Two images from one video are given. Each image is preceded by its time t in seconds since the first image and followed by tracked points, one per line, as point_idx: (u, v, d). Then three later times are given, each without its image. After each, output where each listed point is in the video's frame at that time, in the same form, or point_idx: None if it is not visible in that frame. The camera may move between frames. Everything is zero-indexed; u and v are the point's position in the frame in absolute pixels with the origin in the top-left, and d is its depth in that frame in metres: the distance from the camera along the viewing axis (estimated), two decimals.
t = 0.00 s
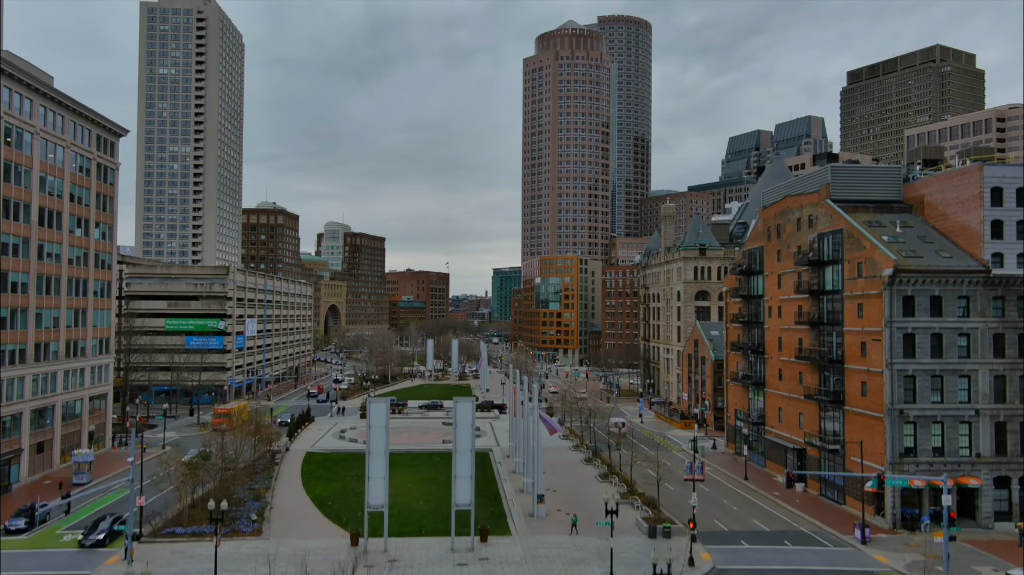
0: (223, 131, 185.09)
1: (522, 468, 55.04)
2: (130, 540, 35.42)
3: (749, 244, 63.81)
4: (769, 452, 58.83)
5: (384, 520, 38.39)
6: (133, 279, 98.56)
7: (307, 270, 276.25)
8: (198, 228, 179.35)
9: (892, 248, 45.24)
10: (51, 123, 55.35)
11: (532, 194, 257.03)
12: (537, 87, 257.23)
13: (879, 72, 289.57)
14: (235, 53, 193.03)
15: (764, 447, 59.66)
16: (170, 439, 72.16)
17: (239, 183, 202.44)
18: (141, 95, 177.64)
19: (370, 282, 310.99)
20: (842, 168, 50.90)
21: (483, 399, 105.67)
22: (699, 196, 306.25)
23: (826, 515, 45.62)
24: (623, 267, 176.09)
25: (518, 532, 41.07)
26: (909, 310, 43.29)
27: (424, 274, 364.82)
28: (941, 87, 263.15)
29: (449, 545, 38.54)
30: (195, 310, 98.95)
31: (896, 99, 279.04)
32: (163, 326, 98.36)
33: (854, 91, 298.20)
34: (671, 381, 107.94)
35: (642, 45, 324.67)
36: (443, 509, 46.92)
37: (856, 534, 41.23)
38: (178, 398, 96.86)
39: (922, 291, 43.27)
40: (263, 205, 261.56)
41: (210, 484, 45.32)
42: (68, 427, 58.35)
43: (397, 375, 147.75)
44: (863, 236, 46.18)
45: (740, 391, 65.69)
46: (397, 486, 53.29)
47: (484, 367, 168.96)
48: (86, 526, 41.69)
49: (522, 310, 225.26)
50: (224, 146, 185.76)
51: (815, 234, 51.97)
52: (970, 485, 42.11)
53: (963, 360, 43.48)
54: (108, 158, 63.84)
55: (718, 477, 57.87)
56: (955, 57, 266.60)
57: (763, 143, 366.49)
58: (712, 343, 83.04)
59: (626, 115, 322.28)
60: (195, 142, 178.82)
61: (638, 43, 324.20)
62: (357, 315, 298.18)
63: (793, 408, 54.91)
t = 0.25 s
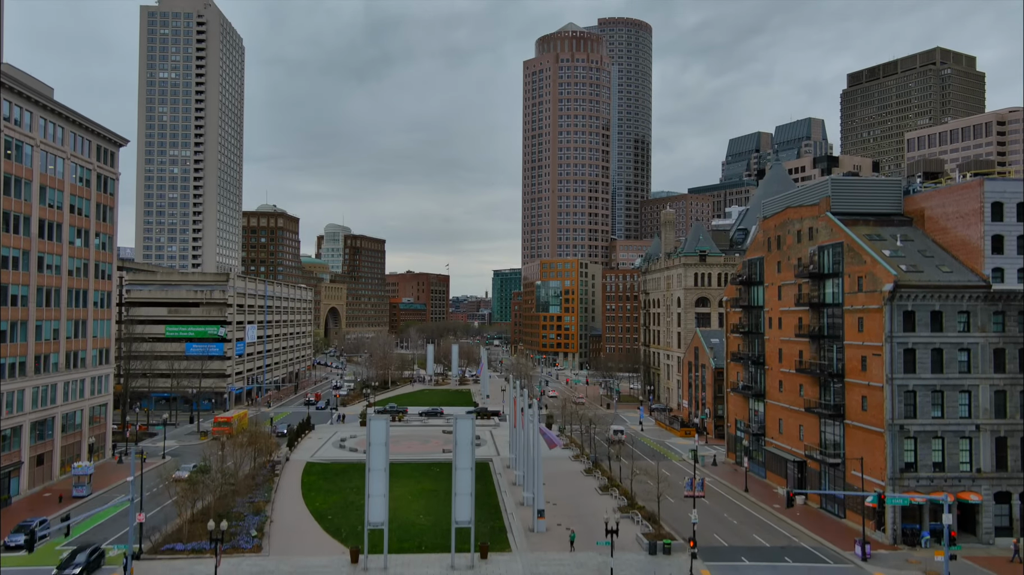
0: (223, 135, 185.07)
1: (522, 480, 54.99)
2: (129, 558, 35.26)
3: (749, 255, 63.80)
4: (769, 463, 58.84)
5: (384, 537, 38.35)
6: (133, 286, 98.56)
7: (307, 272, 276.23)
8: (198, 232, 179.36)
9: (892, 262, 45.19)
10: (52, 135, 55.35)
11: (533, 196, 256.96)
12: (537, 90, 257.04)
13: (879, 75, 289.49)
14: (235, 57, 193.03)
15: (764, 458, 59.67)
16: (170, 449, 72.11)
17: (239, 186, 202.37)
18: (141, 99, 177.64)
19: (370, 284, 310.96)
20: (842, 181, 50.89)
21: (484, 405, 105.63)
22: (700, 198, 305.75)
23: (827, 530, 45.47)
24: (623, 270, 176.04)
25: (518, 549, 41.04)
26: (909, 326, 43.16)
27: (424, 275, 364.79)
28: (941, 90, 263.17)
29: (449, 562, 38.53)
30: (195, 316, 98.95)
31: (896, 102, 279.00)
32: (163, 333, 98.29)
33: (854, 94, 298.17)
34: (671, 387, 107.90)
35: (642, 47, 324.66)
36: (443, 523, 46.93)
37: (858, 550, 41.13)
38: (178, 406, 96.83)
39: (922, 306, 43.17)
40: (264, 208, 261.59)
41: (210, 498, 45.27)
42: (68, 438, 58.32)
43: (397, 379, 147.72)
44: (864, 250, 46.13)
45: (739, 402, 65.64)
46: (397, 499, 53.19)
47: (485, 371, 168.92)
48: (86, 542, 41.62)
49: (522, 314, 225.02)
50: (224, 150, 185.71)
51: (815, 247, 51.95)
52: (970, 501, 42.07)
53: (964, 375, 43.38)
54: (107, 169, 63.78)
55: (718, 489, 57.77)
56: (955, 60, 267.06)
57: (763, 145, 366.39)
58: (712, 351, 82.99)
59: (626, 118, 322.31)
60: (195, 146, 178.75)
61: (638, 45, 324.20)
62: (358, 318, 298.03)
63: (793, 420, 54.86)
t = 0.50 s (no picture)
0: (223, 138, 185.01)
1: (522, 491, 54.95)
2: None
3: (748, 264, 63.82)
4: (769, 473, 58.83)
5: (383, 552, 38.10)
6: (133, 292, 98.50)
7: (307, 274, 276.26)
8: (198, 235, 179.41)
9: (892, 275, 45.14)
10: (52, 145, 55.29)
11: (533, 199, 256.86)
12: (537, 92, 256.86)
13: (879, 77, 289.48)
14: (235, 60, 193.01)
15: (765, 468, 59.68)
16: (170, 457, 72.06)
17: (240, 190, 202.19)
18: (141, 103, 177.60)
19: (370, 286, 311.07)
20: (842, 192, 50.85)
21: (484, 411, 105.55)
22: (701, 200, 305.30)
23: (827, 543, 45.36)
24: (623, 274, 175.97)
25: (518, 562, 41.06)
26: (909, 339, 43.08)
27: (424, 277, 364.89)
28: (941, 92, 263.33)
29: None
30: (195, 322, 98.93)
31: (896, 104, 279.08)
32: (163, 339, 98.24)
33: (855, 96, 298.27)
34: (671, 393, 107.82)
35: (642, 49, 324.60)
36: (443, 536, 46.87)
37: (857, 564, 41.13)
38: (178, 412, 96.86)
39: (922, 320, 43.11)
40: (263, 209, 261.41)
41: (209, 511, 45.14)
42: (68, 447, 58.26)
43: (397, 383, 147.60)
44: (864, 263, 46.06)
45: (739, 410, 65.63)
46: (397, 510, 53.17)
47: (485, 375, 168.86)
48: (86, 557, 41.46)
49: (522, 316, 225.01)
50: (223, 153, 185.55)
51: (815, 258, 51.95)
52: (971, 514, 42.13)
53: (964, 389, 43.33)
54: (108, 177, 63.73)
55: (719, 498, 57.73)
56: (955, 62, 267.60)
57: (763, 146, 366.38)
58: (712, 358, 83.04)
59: (626, 120, 322.24)
60: (195, 149, 178.66)
61: (638, 47, 324.12)
62: (358, 320, 298.23)
63: (794, 431, 54.89)
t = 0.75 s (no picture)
0: (223, 142, 185.00)
1: (522, 504, 54.89)
2: None
3: (749, 274, 63.81)
4: (770, 485, 58.77)
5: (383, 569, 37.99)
6: (134, 299, 98.51)
7: (307, 277, 276.16)
8: (198, 239, 179.41)
9: (892, 289, 45.10)
10: (52, 157, 55.24)
11: (533, 201, 256.65)
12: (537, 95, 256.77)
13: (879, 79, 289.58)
14: (235, 64, 193.05)
15: (765, 479, 59.58)
16: (170, 467, 71.98)
17: (240, 193, 202.11)
18: (141, 107, 177.60)
19: (370, 289, 310.89)
20: (842, 206, 50.83)
21: (484, 418, 105.42)
22: (701, 202, 305.17)
23: (828, 557, 45.28)
24: (623, 278, 175.94)
25: None
26: (909, 355, 43.03)
27: (425, 279, 364.83)
28: (942, 94, 263.47)
29: None
30: (195, 329, 98.91)
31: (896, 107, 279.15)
32: (163, 345, 98.18)
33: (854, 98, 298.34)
34: (672, 399, 107.72)
35: (642, 52, 324.62)
36: (443, 551, 46.82)
37: None
38: (178, 419, 96.82)
39: (923, 335, 43.05)
40: (263, 212, 261.29)
41: (209, 526, 45.05)
42: (68, 459, 58.24)
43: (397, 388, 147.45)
44: (864, 277, 46.02)
45: (739, 420, 65.56)
46: (396, 523, 53.09)
47: (485, 379, 168.77)
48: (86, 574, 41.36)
49: (522, 319, 225.00)
50: (224, 156, 185.50)
51: (816, 270, 51.91)
52: (971, 530, 42.10)
53: (964, 405, 43.29)
54: (108, 188, 63.74)
55: (719, 510, 57.61)
56: (955, 65, 267.75)
57: (763, 148, 366.41)
58: (713, 366, 83.05)
59: (626, 122, 322.22)
60: (195, 153, 178.61)
61: (638, 50, 324.17)
62: (358, 322, 298.12)
63: (794, 443, 54.85)
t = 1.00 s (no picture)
0: (223, 145, 184.89)
1: (522, 514, 54.85)
2: None
3: (749, 283, 63.79)
4: (770, 495, 58.70)
5: None
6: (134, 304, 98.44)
7: (307, 279, 276.05)
8: (198, 242, 179.39)
9: (892, 302, 45.05)
10: (52, 167, 55.26)
11: (533, 204, 256.49)
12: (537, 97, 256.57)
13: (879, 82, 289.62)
14: (236, 67, 193.10)
15: (765, 489, 59.52)
16: (170, 475, 71.91)
17: (240, 196, 202.02)
18: (141, 110, 177.65)
19: (370, 291, 310.72)
20: (842, 217, 50.82)
21: (484, 424, 105.24)
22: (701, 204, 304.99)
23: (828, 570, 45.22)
24: (623, 281, 175.85)
25: None
26: (909, 368, 42.97)
27: (425, 281, 364.77)
28: (942, 97, 263.52)
29: None
30: (195, 335, 98.89)
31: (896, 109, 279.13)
32: (163, 352, 98.22)
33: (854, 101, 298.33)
34: (673, 405, 107.58)
35: (642, 54, 324.58)
36: (443, 563, 46.89)
37: None
38: (177, 425, 96.75)
39: (923, 349, 43.00)
40: (263, 215, 261.19)
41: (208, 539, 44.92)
42: (68, 469, 58.23)
43: (398, 392, 147.13)
44: (865, 289, 46.00)
45: (740, 429, 65.51)
46: (396, 534, 53.05)
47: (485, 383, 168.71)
48: None
49: (523, 322, 224.93)
50: (224, 159, 185.42)
51: (816, 281, 51.89)
52: (971, 544, 42.10)
53: (965, 418, 43.23)
54: (108, 197, 63.67)
55: (719, 520, 57.52)
56: (956, 68, 267.72)
57: (763, 150, 366.49)
58: (714, 373, 82.99)
59: (626, 124, 322.23)
60: (195, 157, 178.53)
61: (638, 52, 324.14)
62: (358, 324, 298.01)
63: (794, 453, 54.79)
